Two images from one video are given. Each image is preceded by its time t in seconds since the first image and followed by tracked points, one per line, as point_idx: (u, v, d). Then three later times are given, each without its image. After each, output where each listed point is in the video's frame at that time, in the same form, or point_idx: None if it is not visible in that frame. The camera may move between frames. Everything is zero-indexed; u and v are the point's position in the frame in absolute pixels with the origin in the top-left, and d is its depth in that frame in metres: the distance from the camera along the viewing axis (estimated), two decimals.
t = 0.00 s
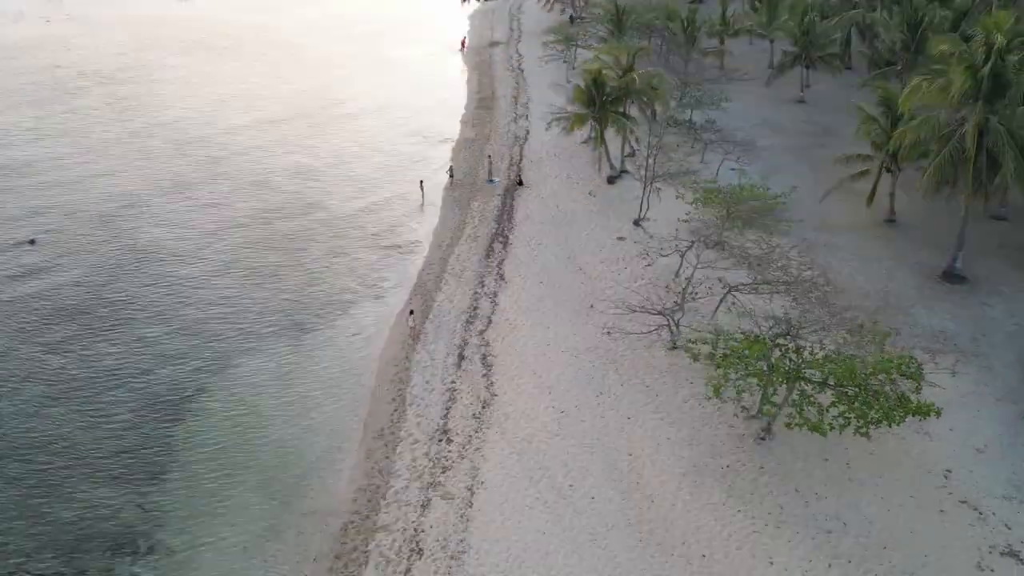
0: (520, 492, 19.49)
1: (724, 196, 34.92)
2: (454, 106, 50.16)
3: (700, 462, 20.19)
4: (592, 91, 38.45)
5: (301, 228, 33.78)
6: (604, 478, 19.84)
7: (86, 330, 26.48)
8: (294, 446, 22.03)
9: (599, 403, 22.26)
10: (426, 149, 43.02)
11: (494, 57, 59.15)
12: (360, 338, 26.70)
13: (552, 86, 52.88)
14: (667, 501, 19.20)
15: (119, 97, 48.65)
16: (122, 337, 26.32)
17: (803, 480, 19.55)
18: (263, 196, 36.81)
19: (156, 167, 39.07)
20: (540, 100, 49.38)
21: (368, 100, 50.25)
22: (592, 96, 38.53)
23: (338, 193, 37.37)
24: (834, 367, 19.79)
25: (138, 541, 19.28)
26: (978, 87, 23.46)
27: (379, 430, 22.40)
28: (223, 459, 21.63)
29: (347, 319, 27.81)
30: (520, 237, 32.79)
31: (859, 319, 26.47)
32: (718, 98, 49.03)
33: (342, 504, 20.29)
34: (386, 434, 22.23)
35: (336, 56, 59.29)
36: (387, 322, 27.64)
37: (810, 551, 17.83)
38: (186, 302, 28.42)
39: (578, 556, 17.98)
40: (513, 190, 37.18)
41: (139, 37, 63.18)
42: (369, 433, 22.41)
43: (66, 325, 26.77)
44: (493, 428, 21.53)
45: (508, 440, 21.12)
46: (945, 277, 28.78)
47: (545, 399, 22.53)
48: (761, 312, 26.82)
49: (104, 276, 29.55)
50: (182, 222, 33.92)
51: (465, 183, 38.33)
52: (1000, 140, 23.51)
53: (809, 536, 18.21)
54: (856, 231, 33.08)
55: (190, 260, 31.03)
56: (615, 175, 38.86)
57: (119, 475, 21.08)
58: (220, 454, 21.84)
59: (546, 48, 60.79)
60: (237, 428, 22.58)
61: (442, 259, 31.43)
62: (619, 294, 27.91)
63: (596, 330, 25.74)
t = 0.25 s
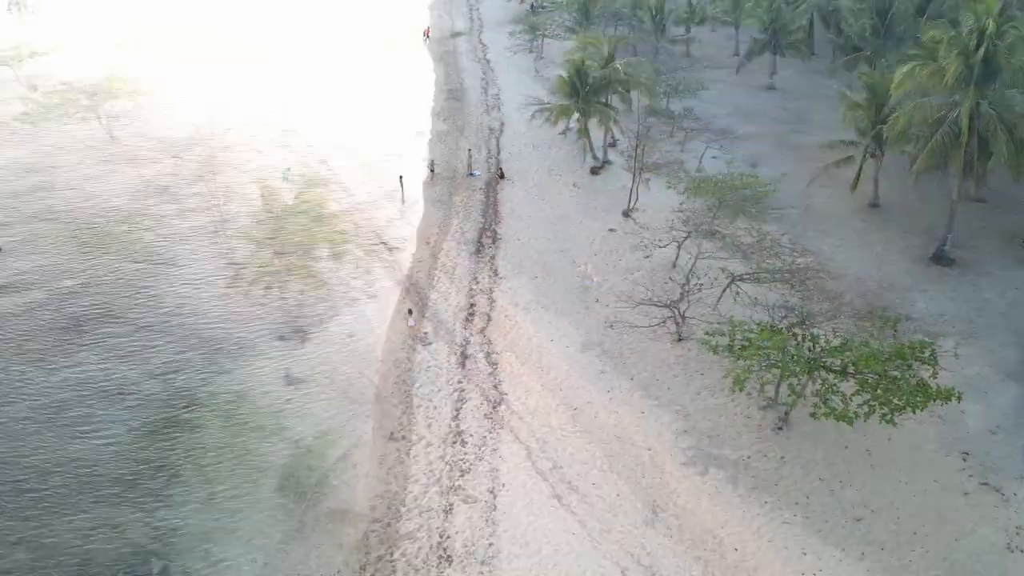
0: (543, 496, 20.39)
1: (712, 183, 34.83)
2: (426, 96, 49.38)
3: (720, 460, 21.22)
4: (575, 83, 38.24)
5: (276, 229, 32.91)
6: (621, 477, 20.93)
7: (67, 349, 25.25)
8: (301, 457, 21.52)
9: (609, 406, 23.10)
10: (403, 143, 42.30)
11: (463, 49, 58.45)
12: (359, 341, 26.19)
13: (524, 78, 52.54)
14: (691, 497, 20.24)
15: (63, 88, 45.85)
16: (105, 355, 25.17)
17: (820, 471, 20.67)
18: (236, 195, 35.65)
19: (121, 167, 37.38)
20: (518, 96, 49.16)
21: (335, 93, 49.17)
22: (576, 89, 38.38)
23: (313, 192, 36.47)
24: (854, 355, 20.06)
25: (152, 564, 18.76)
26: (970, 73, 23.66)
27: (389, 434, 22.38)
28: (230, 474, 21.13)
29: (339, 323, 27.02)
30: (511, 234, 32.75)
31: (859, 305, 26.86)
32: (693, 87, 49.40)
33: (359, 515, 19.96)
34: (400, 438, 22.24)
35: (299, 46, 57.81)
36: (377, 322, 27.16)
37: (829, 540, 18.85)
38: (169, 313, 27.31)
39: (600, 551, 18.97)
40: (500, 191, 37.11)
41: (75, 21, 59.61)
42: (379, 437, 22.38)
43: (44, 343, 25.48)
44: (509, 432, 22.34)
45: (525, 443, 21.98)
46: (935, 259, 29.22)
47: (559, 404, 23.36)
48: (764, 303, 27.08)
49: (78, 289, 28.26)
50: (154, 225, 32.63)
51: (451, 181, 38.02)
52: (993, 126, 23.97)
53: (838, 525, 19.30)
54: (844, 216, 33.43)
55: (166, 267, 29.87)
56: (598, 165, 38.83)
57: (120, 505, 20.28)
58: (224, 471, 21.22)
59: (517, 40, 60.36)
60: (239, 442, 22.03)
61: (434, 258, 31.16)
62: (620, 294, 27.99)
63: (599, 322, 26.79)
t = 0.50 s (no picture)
0: (560, 489, 22.21)
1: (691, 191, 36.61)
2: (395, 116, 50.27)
3: (705, 451, 25.61)
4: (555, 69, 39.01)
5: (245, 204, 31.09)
6: (625, 468, 24.14)
7: (44, 349, 23.47)
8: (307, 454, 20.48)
9: (607, 401, 27.18)
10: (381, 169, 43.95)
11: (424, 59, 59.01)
12: (354, 343, 25.77)
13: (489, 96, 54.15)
14: (686, 485, 23.97)
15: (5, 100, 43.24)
16: (84, 352, 23.46)
17: (786, 462, 25.69)
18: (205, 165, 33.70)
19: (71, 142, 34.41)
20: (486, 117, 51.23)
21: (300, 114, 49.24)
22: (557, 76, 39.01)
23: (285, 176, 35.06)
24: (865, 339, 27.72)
25: (179, 557, 17.69)
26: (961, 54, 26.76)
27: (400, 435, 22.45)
28: (242, 464, 20.12)
29: (330, 323, 26.35)
30: (493, 260, 35.93)
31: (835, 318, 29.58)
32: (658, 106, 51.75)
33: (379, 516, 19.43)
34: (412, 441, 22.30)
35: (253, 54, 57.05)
36: (364, 324, 26.79)
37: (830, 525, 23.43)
38: (151, 304, 25.80)
39: (618, 540, 21.12)
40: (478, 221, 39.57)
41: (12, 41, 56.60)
42: (392, 438, 22.30)
43: (18, 346, 23.67)
44: (521, 430, 24.00)
45: (535, 439, 23.74)
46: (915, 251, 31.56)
47: (565, 401, 26.68)
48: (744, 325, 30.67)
49: (44, 283, 26.28)
50: (119, 204, 30.61)
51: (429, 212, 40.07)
52: (984, 105, 27.11)
53: (806, 508, 24.00)
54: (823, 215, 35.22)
55: (139, 251, 28.14)
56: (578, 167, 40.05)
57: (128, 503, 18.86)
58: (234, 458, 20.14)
59: (477, 50, 61.10)
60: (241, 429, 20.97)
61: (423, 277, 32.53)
62: (598, 321, 32.19)
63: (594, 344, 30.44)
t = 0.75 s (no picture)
0: (570, 484, 22.96)
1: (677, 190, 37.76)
2: (375, 127, 51.38)
3: (705, 443, 26.42)
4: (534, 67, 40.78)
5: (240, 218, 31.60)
6: (630, 460, 24.71)
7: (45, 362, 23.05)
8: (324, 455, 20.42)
9: (606, 395, 27.87)
10: (365, 176, 44.45)
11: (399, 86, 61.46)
12: (359, 349, 26.24)
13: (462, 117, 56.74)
14: (690, 475, 24.62)
15: None
16: (89, 366, 23.23)
17: (783, 449, 26.60)
18: (193, 172, 33.45)
19: (56, 159, 33.98)
20: (464, 129, 52.42)
21: (285, 125, 49.26)
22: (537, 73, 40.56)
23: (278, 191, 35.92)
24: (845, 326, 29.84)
25: (204, 558, 17.46)
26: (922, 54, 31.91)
27: (412, 434, 22.52)
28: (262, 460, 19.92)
29: (332, 329, 27.13)
30: (483, 261, 36.38)
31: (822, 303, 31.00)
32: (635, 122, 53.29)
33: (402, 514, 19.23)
34: (425, 442, 22.40)
35: (227, 74, 57.43)
36: (363, 332, 27.34)
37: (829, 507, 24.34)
38: (153, 316, 25.87)
39: (629, 530, 21.75)
40: (464, 223, 40.17)
41: None
42: (405, 436, 22.43)
43: (19, 360, 23.30)
44: (530, 430, 24.82)
45: (543, 439, 24.61)
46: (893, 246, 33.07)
47: (565, 396, 27.21)
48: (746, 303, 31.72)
49: (40, 301, 25.87)
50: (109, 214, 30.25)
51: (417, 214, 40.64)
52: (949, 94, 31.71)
53: (806, 494, 24.86)
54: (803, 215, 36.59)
55: (132, 256, 27.64)
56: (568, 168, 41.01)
57: (153, 510, 18.64)
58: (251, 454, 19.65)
59: (448, 79, 64.39)
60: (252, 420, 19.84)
61: (416, 278, 33.01)
62: (589, 318, 32.85)
63: (592, 342, 31.08)
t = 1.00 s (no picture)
0: (580, 476, 23.49)
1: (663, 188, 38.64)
2: (356, 131, 51.27)
3: (706, 433, 27.13)
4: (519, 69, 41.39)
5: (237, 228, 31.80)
6: (636, 452, 25.30)
7: (50, 374, 22.95)
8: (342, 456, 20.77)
9: (606, 389, 28.41)
10: (351, 180, 44.39)
11: (376, 87, 61.05)
12: (364, 351, 26.55)
13: (440, 116, 56.44)
14: (693, 464, 25.32)
15: None
16: (96, 375, 23.21)
17: (781, 437, 27.42)
18: (186, 183, 33.44)
19: (41, 170, 33.45)
20: (445, 131, 52.63)
21: (267, 131, 49.05)
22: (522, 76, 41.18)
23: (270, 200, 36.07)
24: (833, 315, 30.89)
25: (233, 560, 17.62)
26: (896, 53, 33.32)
27: (424, 433, 22.76)
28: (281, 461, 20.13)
29: (334, 333, 27.39)
30: (476, 262, 36.65)
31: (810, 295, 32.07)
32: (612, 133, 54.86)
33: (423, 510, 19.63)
34: (436, 440, 22.67)
35: (202, 80, 56.55)
36: (364, 337, 27.54)
37: (827, 489, 25.20)
38: (156, 324, 25.88)
39: (639, 519, 22.34)
40: (454, 224, 40.41)
41: None
42: (417, 435, 22.73)
43: (22, 370, 23.07)
44: (537, 426, 25.30)
45: (550, 434, 25.10)
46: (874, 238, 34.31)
47: (567, 392, 27.69)
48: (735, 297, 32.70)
49: (39, 313, 25.61)
50: (103, 224, 30.02)
51: (406, 217, 40.86)
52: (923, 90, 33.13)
53: (804, 478, 25.71)
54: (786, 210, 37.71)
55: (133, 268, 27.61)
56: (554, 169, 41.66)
57: (175, 514, 18.87)
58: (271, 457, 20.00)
59: (424, 82, 64.31)
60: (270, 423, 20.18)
61: (412, 280, 33.33)
62: (584, 315, 33.37)
63: (588, 338, 31.69)
